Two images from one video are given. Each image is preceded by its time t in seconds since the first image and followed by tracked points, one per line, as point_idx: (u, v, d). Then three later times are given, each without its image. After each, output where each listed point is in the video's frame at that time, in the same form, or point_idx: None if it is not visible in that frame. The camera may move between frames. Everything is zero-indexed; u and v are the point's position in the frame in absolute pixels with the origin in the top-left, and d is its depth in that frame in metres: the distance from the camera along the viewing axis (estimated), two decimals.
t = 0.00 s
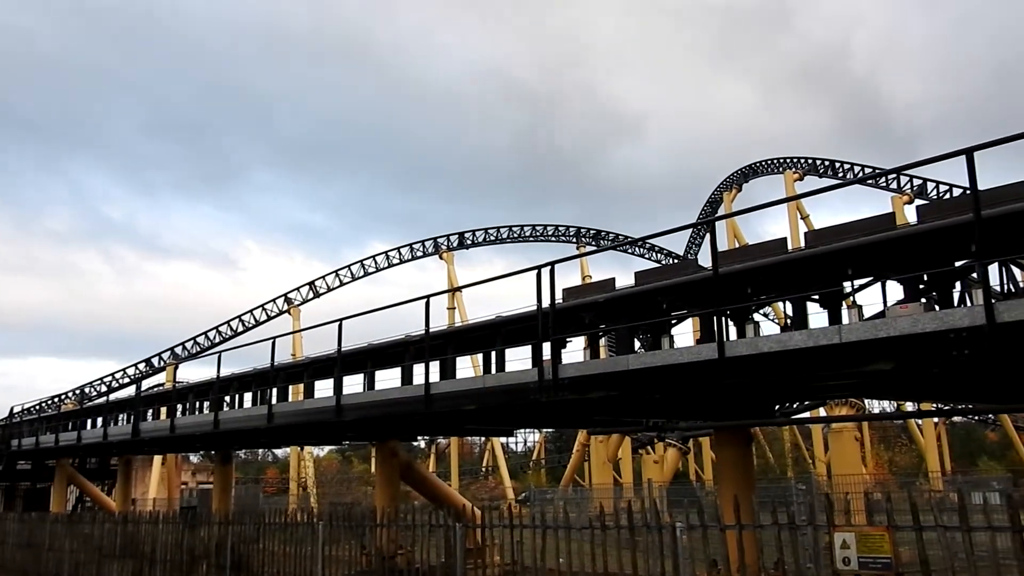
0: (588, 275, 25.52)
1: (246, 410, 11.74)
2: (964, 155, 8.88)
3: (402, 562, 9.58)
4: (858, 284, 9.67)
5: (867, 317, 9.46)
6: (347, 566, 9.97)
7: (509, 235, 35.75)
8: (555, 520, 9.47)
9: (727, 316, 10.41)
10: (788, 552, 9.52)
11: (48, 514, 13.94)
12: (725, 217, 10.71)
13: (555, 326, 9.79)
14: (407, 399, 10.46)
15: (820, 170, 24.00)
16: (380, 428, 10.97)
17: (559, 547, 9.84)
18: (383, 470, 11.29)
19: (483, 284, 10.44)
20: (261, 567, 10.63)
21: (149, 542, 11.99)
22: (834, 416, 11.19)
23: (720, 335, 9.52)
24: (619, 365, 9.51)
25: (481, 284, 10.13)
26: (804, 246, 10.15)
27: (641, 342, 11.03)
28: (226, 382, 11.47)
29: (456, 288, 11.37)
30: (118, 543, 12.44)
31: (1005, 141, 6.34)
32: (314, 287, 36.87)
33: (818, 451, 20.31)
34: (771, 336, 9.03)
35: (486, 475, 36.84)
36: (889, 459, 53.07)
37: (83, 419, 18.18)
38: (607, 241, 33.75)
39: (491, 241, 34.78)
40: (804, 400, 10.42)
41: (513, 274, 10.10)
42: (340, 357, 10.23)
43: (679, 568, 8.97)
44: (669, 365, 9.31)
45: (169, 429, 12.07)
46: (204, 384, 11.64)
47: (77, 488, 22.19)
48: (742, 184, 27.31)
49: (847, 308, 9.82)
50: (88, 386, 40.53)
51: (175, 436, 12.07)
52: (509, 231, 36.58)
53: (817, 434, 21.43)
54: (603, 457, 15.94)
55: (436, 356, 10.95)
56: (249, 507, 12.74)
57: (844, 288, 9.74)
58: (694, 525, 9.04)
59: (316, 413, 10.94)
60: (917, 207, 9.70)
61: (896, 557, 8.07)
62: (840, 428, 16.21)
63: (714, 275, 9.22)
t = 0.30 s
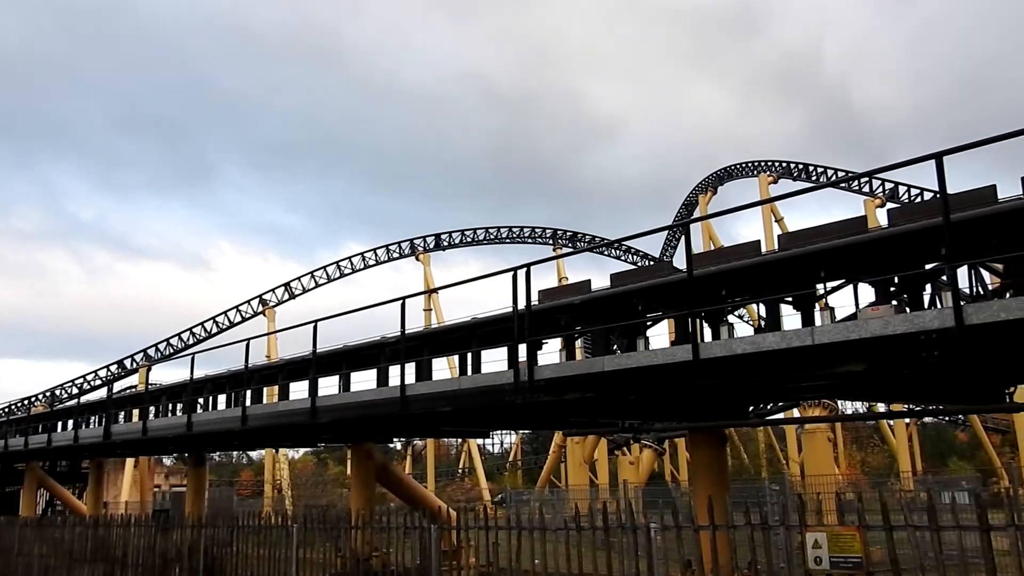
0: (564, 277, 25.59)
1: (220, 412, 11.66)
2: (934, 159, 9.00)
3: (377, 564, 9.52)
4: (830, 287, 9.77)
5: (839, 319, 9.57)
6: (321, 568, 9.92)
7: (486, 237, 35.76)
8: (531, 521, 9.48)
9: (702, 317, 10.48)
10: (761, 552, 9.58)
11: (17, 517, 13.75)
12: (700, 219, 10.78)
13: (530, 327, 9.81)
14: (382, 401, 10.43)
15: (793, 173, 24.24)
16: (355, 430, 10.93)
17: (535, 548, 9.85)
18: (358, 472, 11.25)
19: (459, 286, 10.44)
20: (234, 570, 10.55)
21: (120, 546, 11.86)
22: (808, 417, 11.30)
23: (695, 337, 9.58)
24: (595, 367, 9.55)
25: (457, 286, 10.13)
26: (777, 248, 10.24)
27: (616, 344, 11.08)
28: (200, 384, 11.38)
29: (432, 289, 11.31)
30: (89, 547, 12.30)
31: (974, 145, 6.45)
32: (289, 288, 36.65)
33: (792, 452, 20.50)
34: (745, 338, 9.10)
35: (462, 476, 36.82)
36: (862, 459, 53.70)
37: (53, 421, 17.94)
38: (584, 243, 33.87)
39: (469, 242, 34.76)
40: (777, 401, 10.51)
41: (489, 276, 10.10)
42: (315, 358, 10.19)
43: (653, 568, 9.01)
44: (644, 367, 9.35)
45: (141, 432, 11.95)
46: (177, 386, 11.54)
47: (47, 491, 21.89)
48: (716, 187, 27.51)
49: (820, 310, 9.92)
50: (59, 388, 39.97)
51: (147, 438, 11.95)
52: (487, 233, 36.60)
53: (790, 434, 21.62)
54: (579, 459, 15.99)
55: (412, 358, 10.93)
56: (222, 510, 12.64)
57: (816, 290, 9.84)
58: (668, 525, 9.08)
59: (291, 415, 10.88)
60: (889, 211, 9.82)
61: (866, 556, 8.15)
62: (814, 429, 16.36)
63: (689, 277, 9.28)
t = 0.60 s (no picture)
0: (543, 280, 25.63)
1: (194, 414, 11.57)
2: (908, 166, 9.10)
3: (352, 568, 9.46)
4: (806, 291, 9.85)
5: (814, 324, 9.65)
6: (296, 571, 9.86)
7: (465, 239, 35.72)
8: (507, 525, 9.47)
9: (679, 321, 10.52)
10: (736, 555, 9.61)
11: None
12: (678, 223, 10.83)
13: (508, 330, 9.82)
14: (359, 403, 10.39)
15: (771, 178, 24.42)
16: (332, 432, 10.88)
17: (511, 551, 9.83)
18: (335, 475, 11.20)
19: (437, 288, 10.42)
20: (207, 573, 10.47)
21: (91, 548, 11.75)
22: (783, 420, 11.37)
23: (671, 341, 9.63)
24: (572, 370, 9.57)
25: (435, 288, 10.11)
26: (754, 253, 10.31)
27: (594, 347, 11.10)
28: (174, 385, 11.29)
29: (410, 290, 11.10)
30: (59, 549, 12.16)
31: (946, 153, 6.53)
32: (267, 289, 36.41)
33: (768, 455, 20.63)
34: (721, 341, 9.16)
35: (440, 478, 36.77)
36: (836, 463, 54.23)
37: (23, 422, 17.71)
38: (562, 246, 33.93)
39: (448, 244, 34.71)
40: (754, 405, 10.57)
41: (467, 278, 10.10)
42: (292, 360, 10.13)
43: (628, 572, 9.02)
44: (621, 370, 9.38)
45: (114, 433, 11.84)
46: (152, 387, 11.44)
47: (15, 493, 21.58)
48: (695, 191, 27.66)
49: (795, 314, 10.00)
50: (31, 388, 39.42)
51: (120, 439, 11.84)
52: (466, 235, 36.56)
53: (766, 437, 21.75)
54: (557, 461, 16.00)
55: (389, 359, 10.90)
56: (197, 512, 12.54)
57: (792, 295, 9.91)
58: (644, 528, 9.10)
59: (267, 417, 10.83)
60: (864, 217, 9.91)
61: (838, 559, 8.19)
62: (789, 432, 16.47)
63: (665, 281, 9.32)
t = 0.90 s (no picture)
0: (521, 285, 25.64)
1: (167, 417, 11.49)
2: (881, 175, 9.21)
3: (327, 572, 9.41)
4: (781, 298, 9.93)
5: (788, 331, 9.73)
6: None
7: (444, 242, 35.69)
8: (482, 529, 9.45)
9: (656, 326, 10.58)
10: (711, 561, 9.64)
11: None
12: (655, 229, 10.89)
13: (485, 335, 9.82)
14: (335, 407, 10.35)
15: (748, 185, 24.61)
16: (307, 436, 10.83)
17: (486, 556, 9.81)
18: (311, 479, 11.15)
19: (414, 292, 10.40)
20: None
21: (61, 553, 11.65)
22: (758, 426, 11.44)
23: (648, 346, 9.67)
24: (548, 375, 9.59)
25: (412, 292, 10.09)
26: (730, 260, 10.38)
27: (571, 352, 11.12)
28: (148, 388, 11.19)
29: (386, 292, 11.08)
30: (28, 553, 12.11)
31: (919, 163, 6.61)
32: (243, 291, 36.17)
33: (743, 461, 20.76)
34: (697, 347, 9.21)
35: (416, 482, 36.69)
36: (812, 469, 54.68)
37: None
38: (541, 250, 34.02)
39: (427, 248, 34.67)
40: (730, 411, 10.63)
41: (445, 283, 10.09)
42: (267, 363, 10.08)
43: None
44: (597, 376, 9.42)
45: (86, 436, 11.71)
46: (125, 389, 11.33)
47: None
48: (673, 197, 27.83)
49: (770, 320, 10.08)
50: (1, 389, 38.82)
51: (92, 443, 11.71)
52: (446, 239, 36.54)
53: (741, 443, 21.89)
54: (534, 465, 16.02)
55: (366, 363, 10.87)
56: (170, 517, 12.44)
57: (767, 302, 9.99)
58: (618, 534, 9.12)
59: (242, 421, 10.76)
60: (838, 225, 10.01)
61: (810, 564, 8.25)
62: (764, 437, 16.58)
63: (642, 287, 9.36)
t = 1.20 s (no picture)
0: (499, 289, 25.62)
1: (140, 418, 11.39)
2: (856, 184, 9.31)
3: None
4: (756, 304, 10.01)
5: (763, 337, 9.80)
6: None
7: (422, 245, 35.65)
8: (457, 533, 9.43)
9: (632, 331, 10.62)
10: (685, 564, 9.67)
11: None
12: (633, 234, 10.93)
13: (462, 338, 9.82)
14: (311, 409, 10.30)
15: (726, 192, 24.77)
16: (282, 438, 10.77)
17: (461, 559, 9.79)
18: (286, 481, 11.09)
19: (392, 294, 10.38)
20: None
21: (30, 555, 11.61)
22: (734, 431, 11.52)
23: (624, 351, 9.71)
24: (525, 379, 9.61)
25: (389, 294, 10.06)
26: (706, 265, 10.44)
27: (548, 355, 11.14)
28: (121, 388, 11.10)
29: (365, 294, 11.06)
30: None
31: (893, 171, 6.69)
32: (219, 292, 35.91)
33: (718, 465, 20.87)
34: (672, 352, 9.27)
35: (392, 485, 36.58)
36: (786, 474, 55.16)
37: None
38: (519, 254, 34.08)
39: (405, 250, 34.61)
40: (706, 415, 10.69)
41: (422, 285, 10.08)
42: (242, 364, 10.02)
43: None
44: (573, 380, 9.44)
45: (57, 437, 11.58)
46: (97, 390, 11.23)
47: None
48: (652, 203, 27.98)
49: (746, 326, 10.15)
50: None
51: (63, 444, 11.59)
52: (425, 241, 36.49)
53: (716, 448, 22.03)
54: (510, 469, 16.04)
55: (342, 365, 10.82)
56: (142, 519, 12.33)
57: (742, 307, 10.06)
58: (593, 537, 9.12)
59: (215, 422, 10.69)
60: (813, 232, 10.11)
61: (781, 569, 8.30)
62: (739, 443, 16.69)
63: (618, 291, 9.40)
